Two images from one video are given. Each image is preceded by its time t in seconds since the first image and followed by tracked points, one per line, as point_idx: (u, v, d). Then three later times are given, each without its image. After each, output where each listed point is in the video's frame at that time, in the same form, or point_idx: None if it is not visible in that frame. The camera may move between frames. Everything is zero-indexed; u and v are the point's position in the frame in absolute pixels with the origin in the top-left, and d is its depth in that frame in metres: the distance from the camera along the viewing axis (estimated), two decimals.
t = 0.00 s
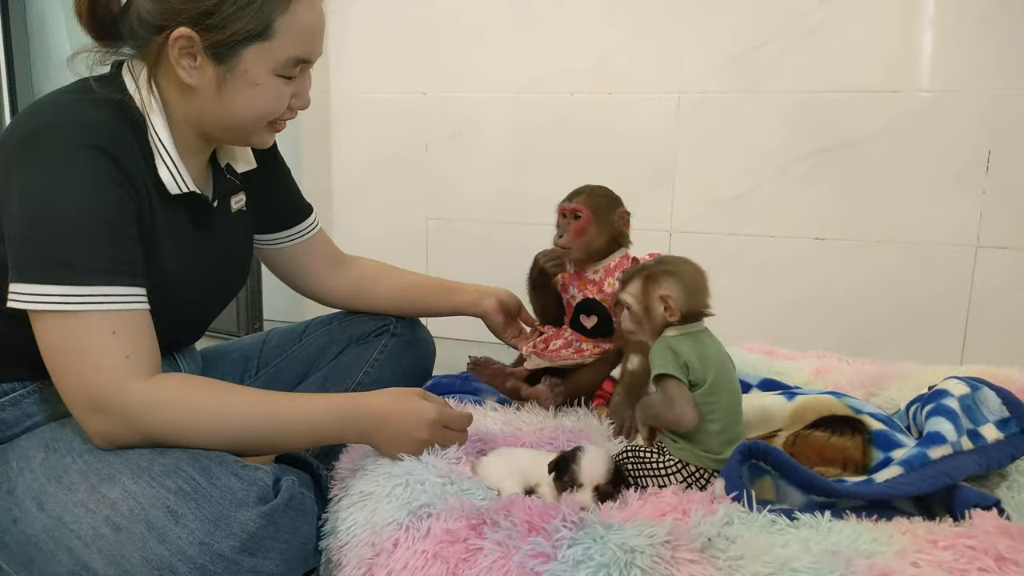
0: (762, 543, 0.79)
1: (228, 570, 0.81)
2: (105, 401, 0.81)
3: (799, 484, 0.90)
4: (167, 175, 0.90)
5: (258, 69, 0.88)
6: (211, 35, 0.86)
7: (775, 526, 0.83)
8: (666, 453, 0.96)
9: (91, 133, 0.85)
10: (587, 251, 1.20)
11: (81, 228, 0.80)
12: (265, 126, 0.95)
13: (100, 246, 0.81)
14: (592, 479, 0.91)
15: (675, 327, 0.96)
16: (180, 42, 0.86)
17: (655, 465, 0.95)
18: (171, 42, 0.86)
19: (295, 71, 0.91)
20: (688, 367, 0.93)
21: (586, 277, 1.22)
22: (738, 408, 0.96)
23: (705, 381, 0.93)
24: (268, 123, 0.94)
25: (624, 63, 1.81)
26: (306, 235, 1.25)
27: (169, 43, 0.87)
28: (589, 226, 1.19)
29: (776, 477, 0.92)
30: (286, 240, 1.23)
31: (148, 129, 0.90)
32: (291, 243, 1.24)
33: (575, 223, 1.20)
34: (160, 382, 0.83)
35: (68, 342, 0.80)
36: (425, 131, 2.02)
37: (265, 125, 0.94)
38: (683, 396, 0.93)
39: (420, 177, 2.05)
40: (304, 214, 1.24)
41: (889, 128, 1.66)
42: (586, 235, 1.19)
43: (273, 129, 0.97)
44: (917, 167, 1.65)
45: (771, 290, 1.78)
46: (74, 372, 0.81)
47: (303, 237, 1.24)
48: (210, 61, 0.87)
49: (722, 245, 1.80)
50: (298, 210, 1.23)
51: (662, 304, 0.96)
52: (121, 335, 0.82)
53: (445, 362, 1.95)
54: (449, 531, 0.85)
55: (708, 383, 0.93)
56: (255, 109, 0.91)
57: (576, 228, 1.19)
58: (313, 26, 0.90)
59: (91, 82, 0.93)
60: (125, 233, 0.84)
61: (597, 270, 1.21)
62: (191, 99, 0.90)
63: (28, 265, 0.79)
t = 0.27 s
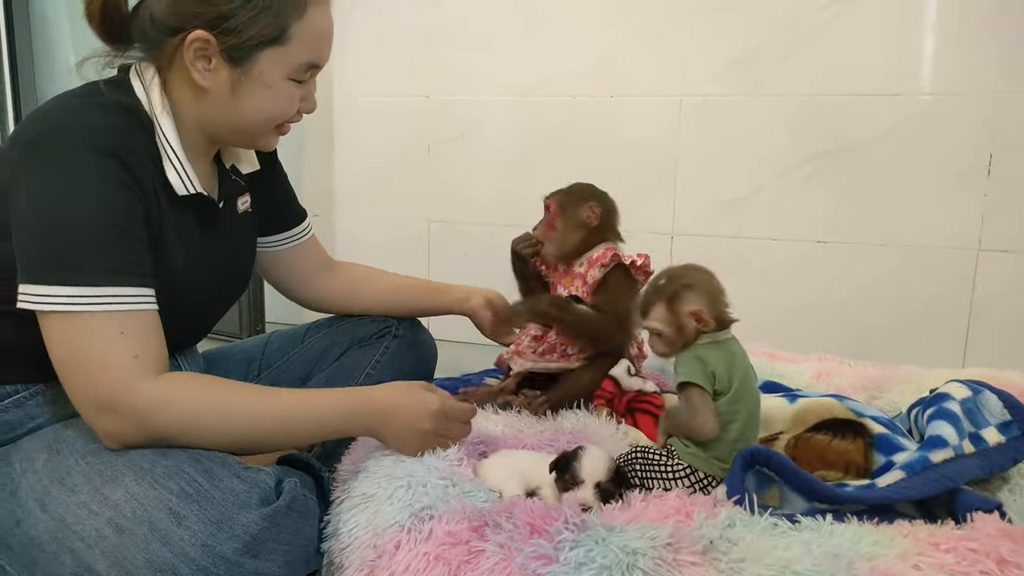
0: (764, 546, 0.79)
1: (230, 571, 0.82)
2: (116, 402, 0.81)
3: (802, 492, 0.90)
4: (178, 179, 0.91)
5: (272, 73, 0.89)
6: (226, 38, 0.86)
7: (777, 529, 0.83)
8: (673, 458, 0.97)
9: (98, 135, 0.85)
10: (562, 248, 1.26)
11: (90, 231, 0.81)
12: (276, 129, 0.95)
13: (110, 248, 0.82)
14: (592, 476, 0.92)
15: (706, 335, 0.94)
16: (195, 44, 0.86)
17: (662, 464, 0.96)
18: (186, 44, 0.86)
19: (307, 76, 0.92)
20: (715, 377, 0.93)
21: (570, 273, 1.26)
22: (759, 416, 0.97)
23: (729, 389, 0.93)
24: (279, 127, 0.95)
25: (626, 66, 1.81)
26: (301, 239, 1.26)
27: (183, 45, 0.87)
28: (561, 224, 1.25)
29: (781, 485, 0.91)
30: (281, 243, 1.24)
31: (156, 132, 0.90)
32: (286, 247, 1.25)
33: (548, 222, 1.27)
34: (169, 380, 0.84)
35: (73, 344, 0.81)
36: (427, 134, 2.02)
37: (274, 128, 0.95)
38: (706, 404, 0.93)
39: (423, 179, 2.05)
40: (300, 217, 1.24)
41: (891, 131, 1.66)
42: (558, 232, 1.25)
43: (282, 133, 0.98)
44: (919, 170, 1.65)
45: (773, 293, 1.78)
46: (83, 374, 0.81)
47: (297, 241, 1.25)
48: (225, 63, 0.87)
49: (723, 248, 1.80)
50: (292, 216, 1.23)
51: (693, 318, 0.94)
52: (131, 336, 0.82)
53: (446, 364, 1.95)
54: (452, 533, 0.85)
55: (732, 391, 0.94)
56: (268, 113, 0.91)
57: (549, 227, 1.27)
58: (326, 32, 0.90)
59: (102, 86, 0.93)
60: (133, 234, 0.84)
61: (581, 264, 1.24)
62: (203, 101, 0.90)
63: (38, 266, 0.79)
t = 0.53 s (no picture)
0: (765, 548, 0.80)
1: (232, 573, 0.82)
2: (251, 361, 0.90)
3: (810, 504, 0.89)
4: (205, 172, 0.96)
5: (286, 78, 0.95)
6: (245, 45, 0.92)
7: (778, 532, 0.84)
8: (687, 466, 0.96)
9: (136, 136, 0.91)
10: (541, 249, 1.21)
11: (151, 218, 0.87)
12: (286, 133, 1.02)
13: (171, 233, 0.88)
14: (588, 475, 0.91)
15: (726, 349, 0.97)
16: (213, 48, 0.92)
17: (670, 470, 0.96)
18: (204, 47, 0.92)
19: (319, 83, 0.99)
20: (732, 392, 0.94)
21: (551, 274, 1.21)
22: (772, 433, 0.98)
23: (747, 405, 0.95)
24: (289, 131, 1.01)
25: (628, 69, 1.81)
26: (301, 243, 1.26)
27: (202, 49, 0.93)
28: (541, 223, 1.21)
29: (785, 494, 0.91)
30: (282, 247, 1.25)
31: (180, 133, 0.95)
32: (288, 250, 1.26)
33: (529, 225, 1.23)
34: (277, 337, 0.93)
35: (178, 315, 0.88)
36: (428, 136, 2.02)
37: (285, 132, 1.01)
38: (719, 418, 0.94)
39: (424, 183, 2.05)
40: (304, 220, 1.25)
41: (892, 134, 1.66)
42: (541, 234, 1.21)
43: (291, 137, 1.04)
44: (920, 174, 1.66)
45: (774, 295, 1.78)
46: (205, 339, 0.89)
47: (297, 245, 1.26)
48: (241, 67, 0.93)
49: (724, 250, 1.80)
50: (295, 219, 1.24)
51: (715, 333, 0.96)
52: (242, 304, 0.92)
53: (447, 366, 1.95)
54: (453, 535, 0.85)
55: (749, 407, 0.95)
56: (280, 116, 0.98)
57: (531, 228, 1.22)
58: (338, 42, 0.97)
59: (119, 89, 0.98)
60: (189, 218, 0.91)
61: (564, 264, 1.20)
62: (219, 103, 0.96)
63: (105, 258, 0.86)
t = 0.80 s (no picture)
0: (767, 550, 0.80)
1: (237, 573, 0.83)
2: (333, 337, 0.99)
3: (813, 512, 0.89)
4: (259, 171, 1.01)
5: (318, 89, 1.01)
6: (280, 57, 0.97)
7: (779, 534, 0.84)
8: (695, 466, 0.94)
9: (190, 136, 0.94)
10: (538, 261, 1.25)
11: (218, 215, 0.91)
12: (315, 143, 1.07)
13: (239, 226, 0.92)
14: (587, 483, 0.92)
15: (735, 352, 0.97)
16: (249, 59, 0.96)
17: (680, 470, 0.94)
18: (241, 59, 0.96)
19: (347, 95, 1.04)
20: (740, 396, 0.95)
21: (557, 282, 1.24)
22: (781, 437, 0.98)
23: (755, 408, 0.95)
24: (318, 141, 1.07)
25: (630, 71, 1.81)
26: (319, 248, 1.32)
27: (237, 61, 0.97)
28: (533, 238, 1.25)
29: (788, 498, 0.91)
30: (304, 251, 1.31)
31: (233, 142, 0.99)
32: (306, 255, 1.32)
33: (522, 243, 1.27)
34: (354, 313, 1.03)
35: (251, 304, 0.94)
36: (431, 138, 2.03)
37: (314, 141, 1.07)
38: (727, 422, 0.94)
39: (426, 185, 2.05)
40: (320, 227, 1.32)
41: (895, 136, 1.66)
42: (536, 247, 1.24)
43: (318, 147, 1.09)
44: (922, 176, 1.66)
45: (776, 297, 1.78)
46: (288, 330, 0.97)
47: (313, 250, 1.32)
48: (274, 77, 0.98)
49: (726, 252, 1.80)
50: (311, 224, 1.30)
51: (724, 333, 0.96)
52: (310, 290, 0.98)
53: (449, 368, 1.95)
54: (455, 537, 0.85)
55: (757, 410, 0.95)
56: (310, 126, 1.03)
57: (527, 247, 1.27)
58: (366, 54, 1.03)
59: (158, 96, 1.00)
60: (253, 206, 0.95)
61: (565, 272, 1.23)
62: (254, 112, 1.01)
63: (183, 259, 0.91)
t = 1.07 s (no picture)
0: (767, 551, 0.80)
1: (241, 572, 0.83)
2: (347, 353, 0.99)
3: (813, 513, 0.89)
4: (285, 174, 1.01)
5: (344, 98, 1.01)
6: (308, 66, 0.97)
7: (780, 535, 0.84)
8: (693, 467, 0.97)
9: (220, 141, 0.95)
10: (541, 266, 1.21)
11: (249, 221, 0.92)
12: (340, 153, 1.08)
13: (270, 230, 0.93)
14: (588, 485, 0.92)
15: (721, 350, 0.95)
16: (278, 70, 0.97)
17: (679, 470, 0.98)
18: (270, 69, 0.97)
19: (371, 104, 1.05)
20: (728, 395, 0.93)
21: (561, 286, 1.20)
22: (777, 438, 0.96)
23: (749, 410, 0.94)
24: (342, 150, 1.08)
25: (631, 71, 1.81)
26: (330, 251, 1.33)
27: (267, 71, 0.98)
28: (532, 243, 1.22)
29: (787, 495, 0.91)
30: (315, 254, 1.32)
31: (263, 146, 0.99)
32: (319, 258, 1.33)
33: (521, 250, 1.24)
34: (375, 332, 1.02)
35: (276, 312, 0.95)
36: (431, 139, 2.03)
37: (339, 151, 1.07)
38: (717, 421, 0.94)
39: (427, 186, 2.05)
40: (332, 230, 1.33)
41: (895, 136, 1.66)
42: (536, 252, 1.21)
43: (344, 156, 1.10)
44: (922, 176, 1.66)
45: (776, 297, 1.78)
46: (308, 339, 0.98)
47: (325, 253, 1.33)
48: (302, 87, 0.99)
49: (727, 252, 1.80)
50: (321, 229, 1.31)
51: (698, 324, 0.95)
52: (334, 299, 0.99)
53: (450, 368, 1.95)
54: (455, 538, 0.85)
55: (748, 411, 0.94)
56: (336, 135, 1.03)
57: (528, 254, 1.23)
58: (391, 65, 1.04)
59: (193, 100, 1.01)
60: (284, 212, 0.95)
61: (570, 273, 1.18)
62: (283, 121, 1.01)
63: (212, 263, 0.92)
